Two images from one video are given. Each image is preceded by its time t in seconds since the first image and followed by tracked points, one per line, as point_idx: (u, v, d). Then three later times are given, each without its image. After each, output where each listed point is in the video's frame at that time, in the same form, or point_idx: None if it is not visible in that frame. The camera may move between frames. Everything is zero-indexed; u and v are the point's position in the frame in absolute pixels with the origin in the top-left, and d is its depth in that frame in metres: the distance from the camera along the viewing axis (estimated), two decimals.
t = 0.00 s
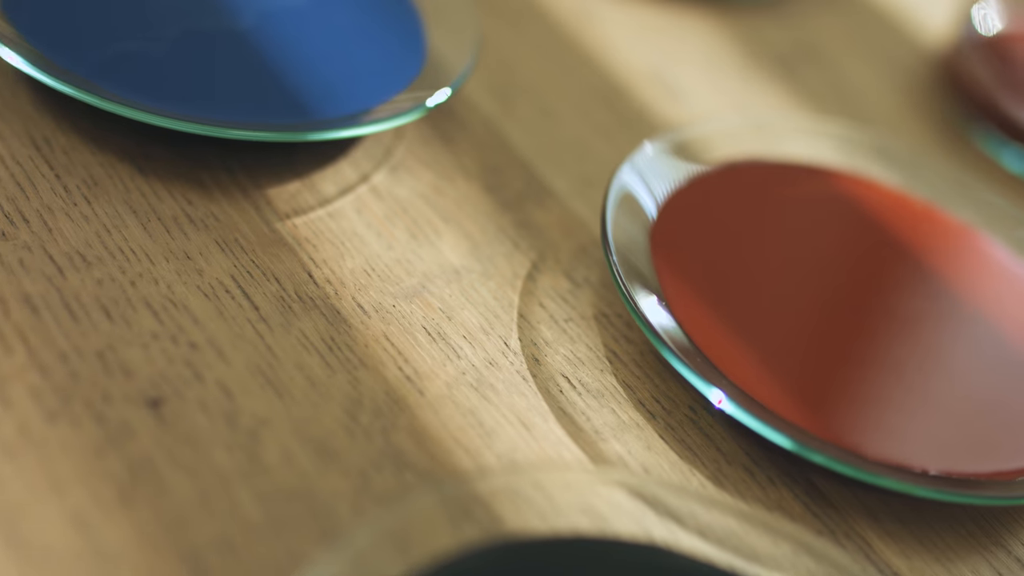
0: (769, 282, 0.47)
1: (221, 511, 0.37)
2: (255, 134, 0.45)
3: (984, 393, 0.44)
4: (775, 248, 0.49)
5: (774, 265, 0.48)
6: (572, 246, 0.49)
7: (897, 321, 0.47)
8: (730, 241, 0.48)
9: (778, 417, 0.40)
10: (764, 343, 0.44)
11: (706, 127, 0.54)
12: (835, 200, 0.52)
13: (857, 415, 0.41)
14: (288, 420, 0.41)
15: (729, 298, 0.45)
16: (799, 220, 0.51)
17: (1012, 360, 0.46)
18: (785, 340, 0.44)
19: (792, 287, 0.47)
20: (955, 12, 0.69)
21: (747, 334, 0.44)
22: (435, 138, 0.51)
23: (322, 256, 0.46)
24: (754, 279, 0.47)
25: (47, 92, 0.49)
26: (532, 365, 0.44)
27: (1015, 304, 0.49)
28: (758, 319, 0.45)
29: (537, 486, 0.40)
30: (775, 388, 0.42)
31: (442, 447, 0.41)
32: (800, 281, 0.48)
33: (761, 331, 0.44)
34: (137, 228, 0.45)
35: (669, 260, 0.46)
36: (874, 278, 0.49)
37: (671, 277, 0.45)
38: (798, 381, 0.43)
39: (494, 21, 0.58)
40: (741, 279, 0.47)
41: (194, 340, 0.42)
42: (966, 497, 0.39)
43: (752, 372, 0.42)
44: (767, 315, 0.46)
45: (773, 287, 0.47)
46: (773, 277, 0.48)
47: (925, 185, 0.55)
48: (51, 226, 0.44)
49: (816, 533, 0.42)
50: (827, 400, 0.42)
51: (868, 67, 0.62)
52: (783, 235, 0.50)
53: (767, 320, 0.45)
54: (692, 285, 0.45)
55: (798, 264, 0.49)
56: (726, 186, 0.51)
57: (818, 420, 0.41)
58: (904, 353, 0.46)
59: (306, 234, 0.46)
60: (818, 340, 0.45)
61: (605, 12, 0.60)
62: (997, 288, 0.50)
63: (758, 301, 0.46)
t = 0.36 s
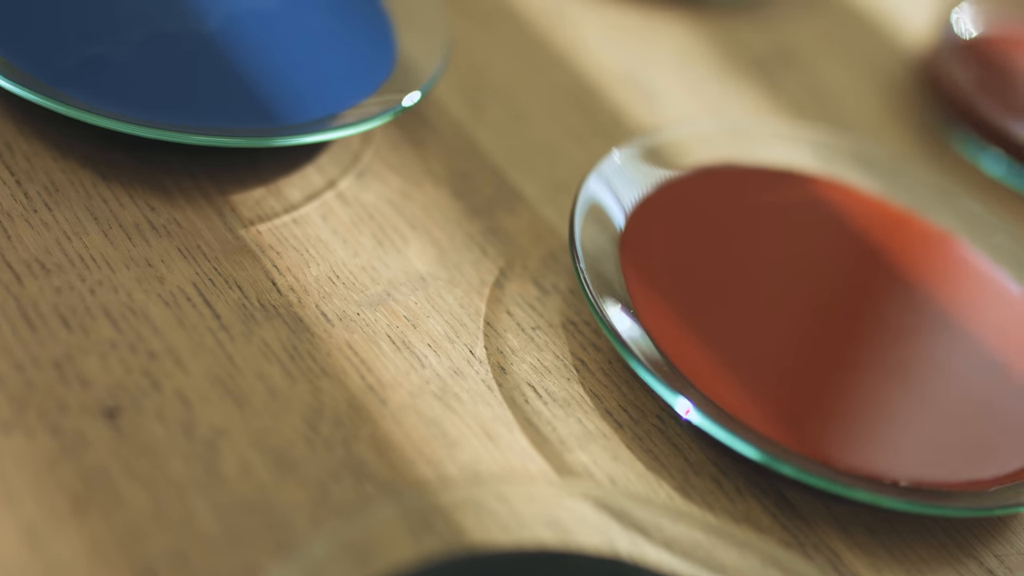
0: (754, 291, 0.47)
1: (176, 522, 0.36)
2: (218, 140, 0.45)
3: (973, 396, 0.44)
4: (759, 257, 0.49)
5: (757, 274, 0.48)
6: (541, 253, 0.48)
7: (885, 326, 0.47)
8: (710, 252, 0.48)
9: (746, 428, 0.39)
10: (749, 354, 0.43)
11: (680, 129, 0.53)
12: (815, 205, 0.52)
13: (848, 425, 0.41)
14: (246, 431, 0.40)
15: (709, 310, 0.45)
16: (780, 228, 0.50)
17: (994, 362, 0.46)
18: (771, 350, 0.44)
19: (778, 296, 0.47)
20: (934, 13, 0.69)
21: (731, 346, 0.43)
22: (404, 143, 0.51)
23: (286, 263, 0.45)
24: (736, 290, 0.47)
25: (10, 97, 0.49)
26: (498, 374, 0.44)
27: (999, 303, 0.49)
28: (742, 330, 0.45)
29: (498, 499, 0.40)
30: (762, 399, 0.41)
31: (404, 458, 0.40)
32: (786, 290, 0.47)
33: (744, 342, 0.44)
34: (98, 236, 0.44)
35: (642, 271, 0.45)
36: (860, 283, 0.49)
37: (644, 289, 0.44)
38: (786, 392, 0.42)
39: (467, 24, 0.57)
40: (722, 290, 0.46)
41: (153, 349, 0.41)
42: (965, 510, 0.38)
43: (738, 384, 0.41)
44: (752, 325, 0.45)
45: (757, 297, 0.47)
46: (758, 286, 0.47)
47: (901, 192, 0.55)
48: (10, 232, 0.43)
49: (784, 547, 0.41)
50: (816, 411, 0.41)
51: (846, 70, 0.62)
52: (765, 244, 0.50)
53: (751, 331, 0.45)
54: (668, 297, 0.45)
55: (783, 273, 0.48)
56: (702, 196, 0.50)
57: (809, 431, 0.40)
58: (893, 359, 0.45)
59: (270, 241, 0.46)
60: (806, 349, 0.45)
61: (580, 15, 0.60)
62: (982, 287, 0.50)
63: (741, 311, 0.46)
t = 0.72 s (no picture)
0: (734, 299, 0.46)
1: (131, 535, 0.36)
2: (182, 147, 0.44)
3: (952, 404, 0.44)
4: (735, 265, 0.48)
5: (738, 282, 0.47)
6: (510, 260, 0.48)
7: (869, 333, 0.47)
8: (687, 260, 0.47)
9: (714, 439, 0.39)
10: (729, 365, 0.43)
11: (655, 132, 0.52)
12: (794, 211, 0.51)
13: (830, 437, 0.41)
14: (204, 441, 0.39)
15: (684, 320, 0.44)
16: (759, 235, 0.50)
17: (969, 374, 0.45)
18: (753, 360, 0.43)
19: (758, 304, 0.46)
20: (915, 15, 0.68)
21: (709, 357, 0.43)
22: (372, 149, 0.50)
23: (249, 271, 0.44)
24: (715, 299, 0.46)
25: None
26: (463, 383, 0.43)
27: (977, 305, 0.49)
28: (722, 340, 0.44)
29: (461, 511, 0.39)
30: (744, 411, 0.41)
31: (365, 468, 0.40)
32: (768, 298, 0.47)
33: (723, 352, 0.43)
34: (58, 243, 0.43)
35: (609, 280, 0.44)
36: (843, 289, 0.49)
37: (613, 299, 0.44)
38: (768, 403, 0.41)
39: (440, 28, 0.57)
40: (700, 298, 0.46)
41: (111, 358, 0.40)
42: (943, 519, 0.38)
43: (718, 396, 0.41)
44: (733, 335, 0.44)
45: (739, 306, 0.46)
46: (739, 294, 0.47)
47: (877, 199, 0.54)
48: None
49: (751, 560, 0.40)
50: (799, 423, 0.41)
51: (825, 73, 0.61)
52: (745, 252, 0.49)
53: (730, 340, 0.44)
54: (640, 308, 0.44)
55: (764, 281, 0.48)
56: (676, 203, 0.50)
57: (792, 443, 0.40)
58: (875, 367, 0.45)
59: (233, 248, 0.45)
60: (790, 359, 0.44)
61: (556, 18, 0.59)
62: (963, 289, 0.50)
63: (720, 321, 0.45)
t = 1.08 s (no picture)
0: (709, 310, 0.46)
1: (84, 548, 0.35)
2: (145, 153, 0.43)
3: (928, 413, 0.43)
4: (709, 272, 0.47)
5: (714, 293, 0.47)
6: (478, 267, 0.47)
7: (848, 343, 0.46)
8: (658, 269, 0.46)
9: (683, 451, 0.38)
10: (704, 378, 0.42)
11: (627, 137, 0.52)
12: (769, 218, 0.51)
13: (808, 451, 0.40)
14: (161, 451, 0.38)
15: (654, 331, 0.44)
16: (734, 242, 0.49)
17: (942, 383, 0.45)
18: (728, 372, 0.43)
19: (732, 314, 0.46)
20: (894, 18, 0.68)
21: (682, 369, 0.42)
22: (340, 154, 0.49)
23: (212, 278, 0.44)
24: (688, 309, 0.45)
25: None
26: (427, 392, 0.42)
27: (951, 308, 0.49)
28: (696, 351, 0.43)
29: (422, 523, 0.38)
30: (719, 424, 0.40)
31: (325, 480, 0.39)
32: (744, 308, 0.46)
33: (696, 364, 0.43)
34: (17, 250, 0.42)
35: (574, 291, 0.44)
36: (821, 298, 0.48)
37: (578, 311, 0.43)
38: (744, 417, 0.41)
39: (412, 32, 0.56)
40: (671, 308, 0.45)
41: (69, 367, 0.39)
42: (919, 531, 0.37)
43: (692, 409, 0.40)
44: (708, 346, 0.44)
45: (713, 315, 0.45)
46: (715, 305, 0.46)
47: (852, 204, 0.53)
48: None
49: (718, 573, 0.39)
50: (778, 437, 0.40)
51: (803, 76, 0.61)
52: (719, 260, 0.48)
53: (704, 351, 0.44)
54: (605, 320, 0.43)
55: (740, 291, 0.47)
56: (645, 210, 0.49)
57: (770, 458, 0.39)
58: (854, 378, 0.44)
59: (196, 255, 0.44)
60: (768, 372, 0.44)
61: (530, 22, 0.59)
62: (939, 294, 0.49)
63: (693, 332, 0.44)
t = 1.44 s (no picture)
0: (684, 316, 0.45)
1: (34, 561, 0.34)
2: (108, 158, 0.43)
3: (905, 421, 0.43)
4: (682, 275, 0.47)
5: (689, 298, 0.46)
6: (445, 273, 0.46)
7: (827, 348, 0.45)
8: (630, 274, 0.45)
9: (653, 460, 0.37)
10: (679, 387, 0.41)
11: (600, 141, 0.51)
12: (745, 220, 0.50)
13: (788, 463, 0.39)
14: (116, 462, 0.37)
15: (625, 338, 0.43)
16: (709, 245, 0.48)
17: (915, 391, 0.44)
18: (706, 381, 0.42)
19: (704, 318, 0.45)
20: (874, 21, 0.67)
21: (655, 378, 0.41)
22: (307, 158, 0.49)
23: (174, 285, 0.43)
24: (662, 315, 0.44)
25: None
26: (390, 401, 0.42)
27: (926, 311, 0.48)
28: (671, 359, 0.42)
29: (382, 536, 0.38)
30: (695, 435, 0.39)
31: (284, 491, 0.38)
32: (721, 314, 0.45)
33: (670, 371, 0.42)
34: None
35: (542, 299, 0.42)
36: (800, 302, 0.47)
37: (545, 320, 0.42)
38: (722, 427, 0.40)
39: (385, 35, 0.56)
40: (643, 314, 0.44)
41: (24, 376, 0.39)
42: (897, 543, 0.37)
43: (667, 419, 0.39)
44: (683, 353, 0.43)
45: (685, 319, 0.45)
46: (691, 310, 0.45)
47: (828, 209, 0.53)
48: None
49: None
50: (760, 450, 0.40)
51: (782, 80, 0.60)
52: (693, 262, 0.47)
53: (679, 358, 0.43)
54: (574, 328, 0.42)
55: (716, 296, 0.46)
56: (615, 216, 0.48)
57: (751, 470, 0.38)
58: (826, 384, 0.44)
59: (159, 262, 0.44)
60: (746, 379, 0.43)
61: (505, 24, 0.58)
62: (915, 297, 0.49)
63: (667, 338, 0.43)
